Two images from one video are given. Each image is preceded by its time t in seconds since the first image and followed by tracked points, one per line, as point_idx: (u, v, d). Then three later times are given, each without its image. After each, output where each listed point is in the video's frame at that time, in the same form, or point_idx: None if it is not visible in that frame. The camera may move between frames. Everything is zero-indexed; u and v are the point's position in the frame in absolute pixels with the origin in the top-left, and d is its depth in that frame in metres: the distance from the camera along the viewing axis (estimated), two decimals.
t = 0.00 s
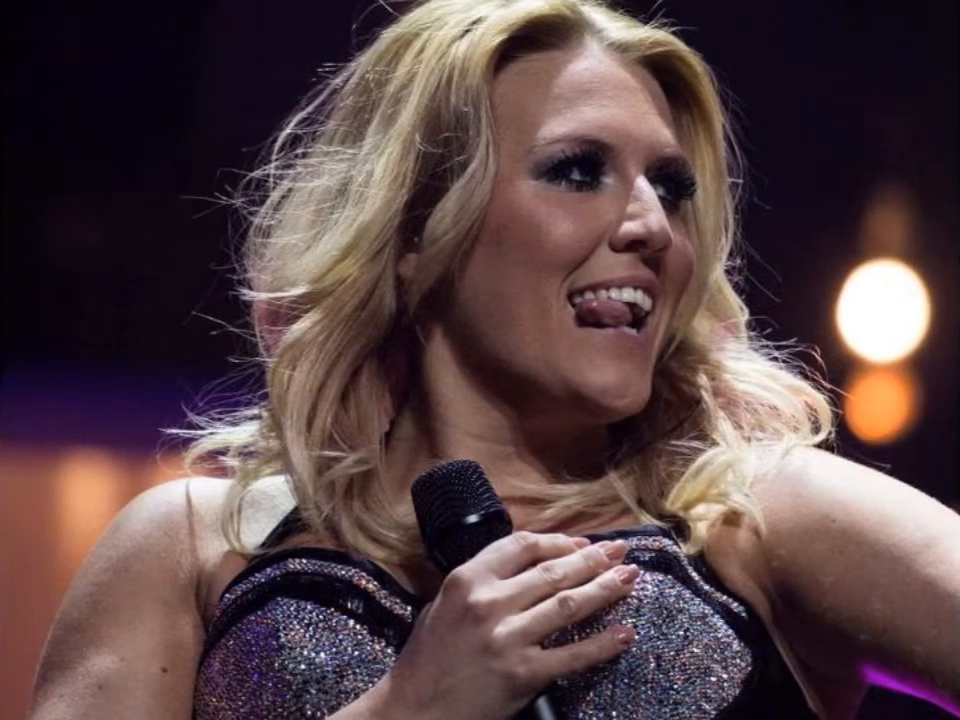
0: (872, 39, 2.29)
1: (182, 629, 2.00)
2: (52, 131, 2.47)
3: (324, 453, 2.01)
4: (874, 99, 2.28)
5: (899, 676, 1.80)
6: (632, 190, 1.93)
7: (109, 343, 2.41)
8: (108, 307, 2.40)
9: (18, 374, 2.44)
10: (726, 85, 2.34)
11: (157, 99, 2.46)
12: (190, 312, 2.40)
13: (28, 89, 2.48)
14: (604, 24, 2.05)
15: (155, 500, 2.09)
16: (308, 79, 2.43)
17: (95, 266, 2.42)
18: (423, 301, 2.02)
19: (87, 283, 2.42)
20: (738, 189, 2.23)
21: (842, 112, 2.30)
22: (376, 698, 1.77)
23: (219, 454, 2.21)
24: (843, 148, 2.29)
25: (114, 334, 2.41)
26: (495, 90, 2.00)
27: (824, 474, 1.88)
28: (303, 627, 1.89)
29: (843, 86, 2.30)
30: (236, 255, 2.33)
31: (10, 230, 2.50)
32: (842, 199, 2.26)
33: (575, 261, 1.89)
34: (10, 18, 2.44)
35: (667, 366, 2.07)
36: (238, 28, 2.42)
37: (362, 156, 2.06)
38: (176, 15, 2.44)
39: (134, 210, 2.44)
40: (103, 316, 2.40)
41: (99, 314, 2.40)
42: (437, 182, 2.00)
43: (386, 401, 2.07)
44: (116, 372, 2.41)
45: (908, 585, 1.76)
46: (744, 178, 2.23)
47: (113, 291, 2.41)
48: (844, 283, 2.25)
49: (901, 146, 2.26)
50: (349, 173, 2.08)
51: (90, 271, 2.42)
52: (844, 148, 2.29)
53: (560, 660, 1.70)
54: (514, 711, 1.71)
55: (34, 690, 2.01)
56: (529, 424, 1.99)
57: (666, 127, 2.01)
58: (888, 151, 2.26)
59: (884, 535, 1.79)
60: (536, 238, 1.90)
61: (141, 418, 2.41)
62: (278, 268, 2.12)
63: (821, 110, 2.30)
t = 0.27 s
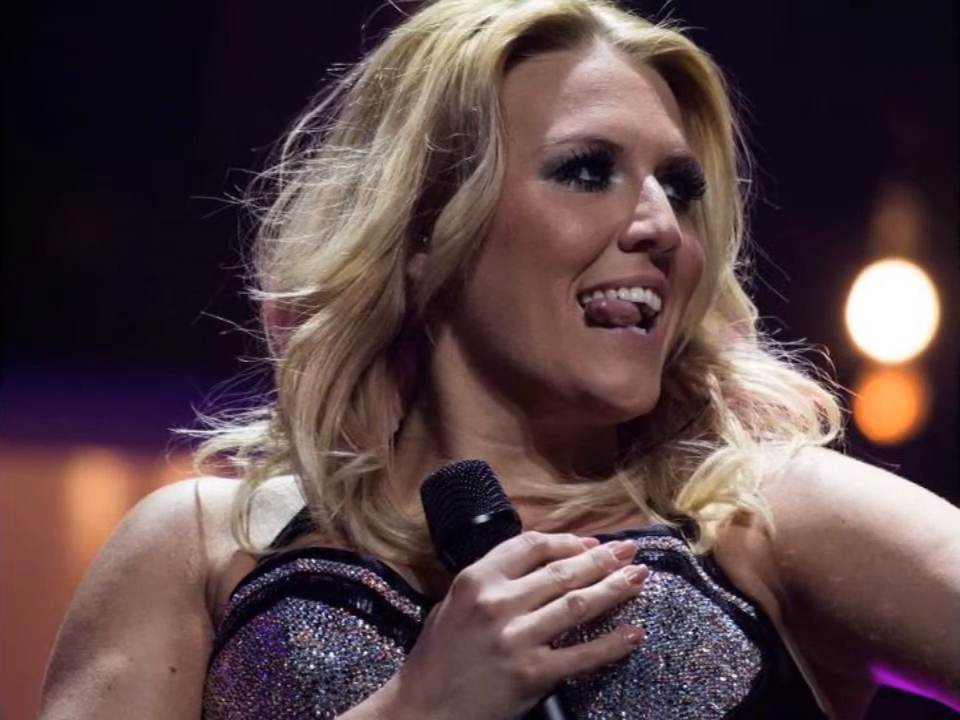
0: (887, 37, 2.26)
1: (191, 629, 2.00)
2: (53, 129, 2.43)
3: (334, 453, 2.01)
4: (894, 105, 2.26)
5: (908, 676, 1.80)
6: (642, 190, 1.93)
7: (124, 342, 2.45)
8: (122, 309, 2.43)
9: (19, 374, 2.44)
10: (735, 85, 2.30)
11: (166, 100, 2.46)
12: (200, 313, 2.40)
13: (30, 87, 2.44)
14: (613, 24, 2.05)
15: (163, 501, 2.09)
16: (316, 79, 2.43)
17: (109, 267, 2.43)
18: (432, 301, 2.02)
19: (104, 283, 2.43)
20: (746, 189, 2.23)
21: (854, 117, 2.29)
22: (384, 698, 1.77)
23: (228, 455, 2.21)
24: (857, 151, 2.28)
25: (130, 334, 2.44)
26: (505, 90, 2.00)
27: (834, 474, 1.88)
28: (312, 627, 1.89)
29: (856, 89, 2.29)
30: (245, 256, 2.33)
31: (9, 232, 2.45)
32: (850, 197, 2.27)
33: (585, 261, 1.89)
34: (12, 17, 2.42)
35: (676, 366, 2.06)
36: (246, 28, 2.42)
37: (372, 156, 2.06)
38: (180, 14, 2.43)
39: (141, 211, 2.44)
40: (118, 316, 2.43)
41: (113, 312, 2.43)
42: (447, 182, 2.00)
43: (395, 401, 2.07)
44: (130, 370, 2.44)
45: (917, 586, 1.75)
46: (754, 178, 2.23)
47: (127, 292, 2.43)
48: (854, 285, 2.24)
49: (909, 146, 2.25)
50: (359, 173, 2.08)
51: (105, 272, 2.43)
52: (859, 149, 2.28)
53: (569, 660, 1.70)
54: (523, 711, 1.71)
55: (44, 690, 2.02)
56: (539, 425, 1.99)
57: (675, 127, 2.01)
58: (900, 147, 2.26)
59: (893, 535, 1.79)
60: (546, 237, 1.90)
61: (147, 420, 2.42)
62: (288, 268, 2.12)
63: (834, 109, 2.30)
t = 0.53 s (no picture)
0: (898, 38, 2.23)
1: (200, 629, 2.00)
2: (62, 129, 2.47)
3: (343, 453, 2.01)
4: (908, 103, 2.24)
5: (915, 675, 1.81)
6: (650, 190, 1.93)
7: (131, 344, 2.43)
8: (130, 308, 2.43)
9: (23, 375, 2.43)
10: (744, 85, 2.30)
11: (172, 99, 2.47)
12: (210, 313, 2.40)
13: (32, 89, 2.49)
14: (622, 24, 2.05)
15: (173, 500, 2.09)
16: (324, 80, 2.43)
17: (121, 268, 2.44)
18: (441, 301, 2.02)
19: (111, 284, 2.45)
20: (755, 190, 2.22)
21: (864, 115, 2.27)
22: (394, 698, 1.77)
23: (237, 455, 2.21)
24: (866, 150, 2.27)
25: (141, 335, 2.43)
26: (514, 90, 2.00)
27: (843, 474, 1.88)
28: (321, 627, 1.89)
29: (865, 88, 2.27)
30: (254, 256, 2.33)
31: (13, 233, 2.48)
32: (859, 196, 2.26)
33: (594, 261, 1.89)
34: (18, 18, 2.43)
35: (685, 366, 2.06)
36: (252, 28, 2.42)
37: (381, 156, 2.06)
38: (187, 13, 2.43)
39: (151, 211, 2.44)
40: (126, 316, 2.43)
41: (121, 312, 2.43)
42: (456, 182, 2.00)
43: (404, 401, 2.07)
44: (135, 372, 2.43)
45: (926, 585, 1.76)
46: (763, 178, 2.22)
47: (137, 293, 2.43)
48: (863, 284, 2.23)
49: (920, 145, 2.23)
50: (368, 173, 2.08)
51: (117, 273, 2.44)
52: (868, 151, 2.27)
53: (578, 660, 1.70)
54: (532, 712, 1.70)
55: (53, 690, 2.02)
56: (548, 425, 1.99)
57: (684, 127, 2.01)
58: (909, 149, 2.24)
59: (902, 535, 1.80)
60: (554, 237, 1.90)
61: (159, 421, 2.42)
62: (297, 268, 2.12)
63: (841, 109, 2.29)
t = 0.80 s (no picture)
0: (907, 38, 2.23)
1: (209, 629, 2.00)
2: (71, 129, 2.45)
3: (352, 453, 2.01)
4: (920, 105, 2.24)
5: (927, 676, 1.81)
6: (660, 190, 1.93)
7: (134, 342, 2.45)
8: (137, 307, 2.44)
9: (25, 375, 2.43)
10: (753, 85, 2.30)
11: (180, 99, 2.47)
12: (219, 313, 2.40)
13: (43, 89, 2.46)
14: (631, 24, 2.05)
15: (183, 500, 2.09)
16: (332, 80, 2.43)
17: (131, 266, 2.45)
18: (451, 300, 2.02)
19: (121, 282, 2.45)
20: (763, 190, 2.21)
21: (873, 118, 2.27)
22: (404, 698, 1.77)
23: (246, 454, 2.21)
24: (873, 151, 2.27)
25: (143, 335, 2.45)
26: (523, 90, 2.00)
27: (852, 474, 1.88)
28: (330, 627, 1.89)
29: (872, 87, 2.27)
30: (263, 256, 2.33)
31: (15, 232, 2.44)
32: (869, 196, 2.25)
33: (603, 261, 1.89)
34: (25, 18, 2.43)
35: (694, 366, 2.06)
36: (259, 29, 2.41)
37: (390, 156, 2.06)
38: (197, 12, 2.44)
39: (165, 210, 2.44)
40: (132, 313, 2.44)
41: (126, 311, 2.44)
42: (465, 182, 2.00)
43: (413, 401, 2.07)
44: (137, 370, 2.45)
45: (936, 586, 1.76)
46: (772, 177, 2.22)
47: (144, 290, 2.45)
48: (873, 283, 2.22)
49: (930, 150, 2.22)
50: (377, 173, 2.08)
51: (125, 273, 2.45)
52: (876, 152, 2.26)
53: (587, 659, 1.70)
54: (541, 712, 1.70)
55: (62, 690, 2.02)
56: (556, 424, 1.99)
57: (694, 127, 2.01)
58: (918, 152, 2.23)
59: (912, 535, 1.80)
60: (563, 237, 1.90)
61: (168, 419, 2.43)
62: (306, 268, 2.13)
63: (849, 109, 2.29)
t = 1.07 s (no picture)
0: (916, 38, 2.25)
1: (218, 629, 1.99)
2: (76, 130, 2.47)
3: (361, 453, 2.02)
4: (932, 104, 2.25)
5: (936, 676, 1.81)
6: (669, 190, 1.93)
7: (141, 342, 2.45)
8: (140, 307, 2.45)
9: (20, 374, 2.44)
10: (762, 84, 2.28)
11: (186, 100, 2.48)
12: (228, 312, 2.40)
13: (44, 91, 2.49)
14: (641, 24, 2.05)
15: (192, 500, 2.09)
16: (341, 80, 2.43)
17: (138, 267, 2.46)
18: (460, 300, 2.02)
19: (126, 282, 2.46)
20: (773, 189, 2.20)
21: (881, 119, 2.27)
22: (413, 698, 1.77)
23: (255, 455, 2.21)
24: (880, 152, 2.27)
25: (152, 334, 2.45)
26: (532, 90, 2.00)
27: (861, 474, 1.88)
28: (339, 627, 1.89)
29: (881, 87, 2.27)
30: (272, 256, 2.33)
31: (16, 231, 2.47)
32: (872, 197, 2.25)
33: (612, 261, 1.89)
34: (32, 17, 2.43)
35: (703, 366, 2.06)
36: (267, 28, 2.42)
37: (399, 157, 2.06)
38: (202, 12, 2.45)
39: (169, 211, 2.45)
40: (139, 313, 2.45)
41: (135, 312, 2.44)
42: (474, 182, 2.00)
43: (422, 401, 2.07)
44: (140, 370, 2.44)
45: (946, 586, 1.76)
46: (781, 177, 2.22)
47: (151, 290, 2.45)
48: (881, 282, 2.23)
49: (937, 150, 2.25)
50: (386, 173, 2.09)
51: (128, 273, 2.46)
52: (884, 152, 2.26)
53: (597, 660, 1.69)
54: (550, 712, 1.70)
55: (71, 690, 2.02)
56: (566, 425, 1.99)
57: (703, 127, 2.00)
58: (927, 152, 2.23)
59: (921, 535, 1.80)
60: (572, 237, 1.90)
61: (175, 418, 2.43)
62: (315, 268, 2.13)
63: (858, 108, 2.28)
